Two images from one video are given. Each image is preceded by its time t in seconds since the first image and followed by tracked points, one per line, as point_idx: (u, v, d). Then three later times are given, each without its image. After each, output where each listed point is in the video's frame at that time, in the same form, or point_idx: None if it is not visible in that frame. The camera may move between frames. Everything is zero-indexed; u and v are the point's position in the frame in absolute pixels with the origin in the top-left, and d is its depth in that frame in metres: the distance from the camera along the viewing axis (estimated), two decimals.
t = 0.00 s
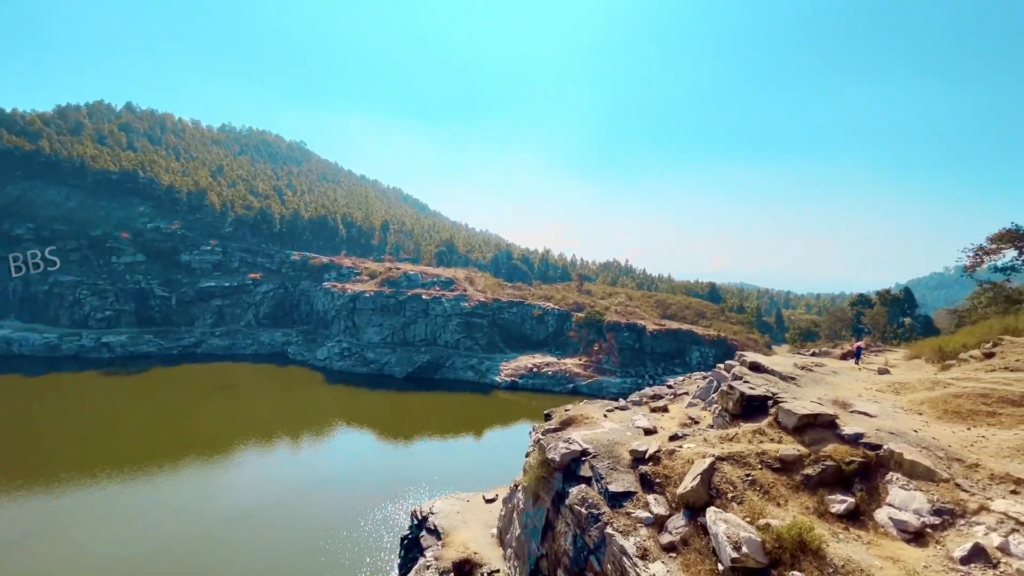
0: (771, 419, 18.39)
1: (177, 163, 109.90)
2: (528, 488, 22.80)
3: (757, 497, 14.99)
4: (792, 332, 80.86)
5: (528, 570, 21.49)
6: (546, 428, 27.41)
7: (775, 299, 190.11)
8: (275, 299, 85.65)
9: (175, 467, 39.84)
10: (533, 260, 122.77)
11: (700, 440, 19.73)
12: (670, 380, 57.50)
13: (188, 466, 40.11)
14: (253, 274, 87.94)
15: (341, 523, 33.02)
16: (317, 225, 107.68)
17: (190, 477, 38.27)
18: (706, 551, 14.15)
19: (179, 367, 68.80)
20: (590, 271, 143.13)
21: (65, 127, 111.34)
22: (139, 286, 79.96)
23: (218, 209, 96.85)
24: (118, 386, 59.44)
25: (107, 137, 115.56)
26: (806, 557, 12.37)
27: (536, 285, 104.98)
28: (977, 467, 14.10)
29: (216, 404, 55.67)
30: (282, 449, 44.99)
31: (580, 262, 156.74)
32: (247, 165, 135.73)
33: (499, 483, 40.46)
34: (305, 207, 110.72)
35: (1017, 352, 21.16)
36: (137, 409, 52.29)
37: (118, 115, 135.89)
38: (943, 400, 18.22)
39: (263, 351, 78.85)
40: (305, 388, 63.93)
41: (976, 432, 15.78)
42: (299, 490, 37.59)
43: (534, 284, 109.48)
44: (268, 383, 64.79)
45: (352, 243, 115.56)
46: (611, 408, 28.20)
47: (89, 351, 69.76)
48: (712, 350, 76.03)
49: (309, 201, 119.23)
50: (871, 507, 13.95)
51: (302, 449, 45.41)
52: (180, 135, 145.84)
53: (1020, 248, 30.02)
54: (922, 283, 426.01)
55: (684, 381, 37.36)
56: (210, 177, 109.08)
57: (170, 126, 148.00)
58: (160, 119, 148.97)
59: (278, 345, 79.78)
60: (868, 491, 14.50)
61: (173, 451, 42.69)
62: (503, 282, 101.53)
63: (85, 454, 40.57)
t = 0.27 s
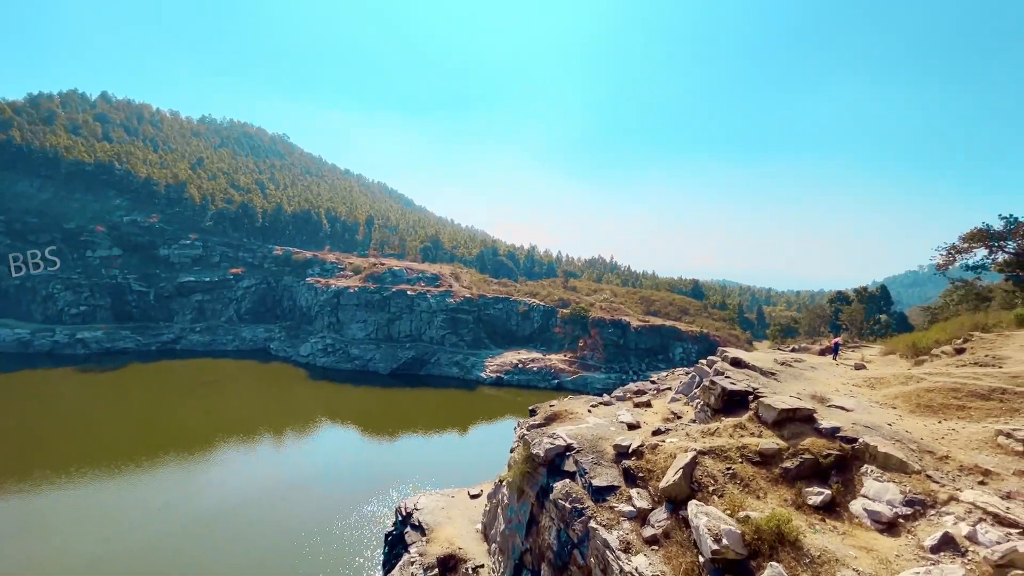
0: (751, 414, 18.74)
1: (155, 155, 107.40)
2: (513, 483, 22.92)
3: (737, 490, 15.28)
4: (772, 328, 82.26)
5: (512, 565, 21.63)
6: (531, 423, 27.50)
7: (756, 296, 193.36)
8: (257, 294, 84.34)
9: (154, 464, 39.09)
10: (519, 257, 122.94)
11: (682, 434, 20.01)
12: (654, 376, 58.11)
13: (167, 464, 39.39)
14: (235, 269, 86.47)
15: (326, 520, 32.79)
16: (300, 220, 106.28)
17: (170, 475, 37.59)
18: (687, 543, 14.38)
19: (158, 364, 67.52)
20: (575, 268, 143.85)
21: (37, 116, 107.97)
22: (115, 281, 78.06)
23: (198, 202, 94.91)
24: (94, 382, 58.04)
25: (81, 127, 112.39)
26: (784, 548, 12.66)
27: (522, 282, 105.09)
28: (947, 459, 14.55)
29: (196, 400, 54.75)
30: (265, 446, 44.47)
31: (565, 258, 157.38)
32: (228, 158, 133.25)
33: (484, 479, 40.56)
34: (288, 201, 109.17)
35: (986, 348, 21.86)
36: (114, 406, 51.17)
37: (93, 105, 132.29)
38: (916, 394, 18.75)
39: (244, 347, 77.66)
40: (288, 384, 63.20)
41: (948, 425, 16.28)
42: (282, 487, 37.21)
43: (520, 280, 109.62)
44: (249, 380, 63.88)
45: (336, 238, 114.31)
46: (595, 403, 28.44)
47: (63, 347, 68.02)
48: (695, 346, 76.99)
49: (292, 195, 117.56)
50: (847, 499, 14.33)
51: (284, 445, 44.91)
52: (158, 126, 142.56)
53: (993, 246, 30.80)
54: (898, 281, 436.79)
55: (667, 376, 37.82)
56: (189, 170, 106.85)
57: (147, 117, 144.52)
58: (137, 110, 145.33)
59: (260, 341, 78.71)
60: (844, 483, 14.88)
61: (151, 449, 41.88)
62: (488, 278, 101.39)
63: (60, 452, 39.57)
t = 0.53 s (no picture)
0: (741, 409, 18.91)
1: (145, 147, 106.01)
2: (505, 478, 23.02)
3: (727, 484, 15.45)
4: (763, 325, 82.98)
5: (504, 559, 21.75)
6: (523, 418, 27.60)
7: (747, 293, 194.69)
8: (248, 288, 83.72)
9: (144, 460, 38.84)
10: (512, 253, 122.94)
11: (673, 429, 20.18)
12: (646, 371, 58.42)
13: (157, 459, 39.15)
14: (226, 263, 85.70)
15: (318, 515, 32.81)
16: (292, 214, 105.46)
17: (160, 470, 37.37)
18: (678, 537, 14.52)
19: (147, 358, 66.98)
20: (568, 263, 144.08)
21: (22, 106, 106.11)
22: (104, 274, 77.10)
23: (188, 195, 93.83)
24: (82, 377, 57.44)
25: (69, 117, 110.65)
26: (772, 541, 12.84)
27: (515, 277, 105.11)
28: (932, 453, 14.79)
29: (186, 395, 54.36)
30: (256, 441, 44.32)
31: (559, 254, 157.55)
32: (219, 150, 131.84)
33: (475, 473, 40.72)
34: (280, 195, 108.25)
35: (972, 345, 22.22)
36: (103, 400, 50.72)
37: (80, 95, 130.24)
38: (903, 390, 19.02)
39: (236, 341, 77.17)
40: (280, 379, 62.91)
41: (933, 421, 16.54)
42: (274, 482, 37.14)
43: (513, 276, 109.61)
44: (240, 374, 63.50)
45: (328, 233, 113.60)
46: (588, 399, 28.59)
47: (51, 341, 67.20)
48: (686, 343, 77.48)
49: (284, 188, 116.58)
50: (834, 493, 14.53)
51: (276, 440, 44.78)
52: (147, 118, 140.69)
53: (980, 245, 31.31)
54: (887, 279, 441.48)
55: (659, 371, 38.10)
56: (179, 162, 105.59)
57: (137, 108, 142.57)
58: (126, 101, 143.34)
59: (251, 335, 78.22)
60: (831, 478, 15.09)
61: (141, 444, 41.58)
62: (481, 274, 101.35)
63: (48, 447, 39.17)
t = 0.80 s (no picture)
0: (741, 405, 18.94)
1: (147, 139, 105.95)
2: (505, 471, 23.13)
3: (726, 479, 15.51)
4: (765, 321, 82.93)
5: (503, 551, 21.88)
6: (523, 412, 27.68)
7: (749, 289, 194.37)
8: (250, 281, 83.85)
9: (147, 451, 39.10)
10: (514, 247, 122.87)
11: (673, 425, 20.24)
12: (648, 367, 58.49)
13: (160, 451, 39.40)
14: (228, 256, 85.81)
15: (319, 506, 33.05)
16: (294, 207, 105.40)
17: (162, 461, 37.63)
18: (676, 531, 14.60)
19: (150, 350, 67.27)
20: (570, 258, 143.96)
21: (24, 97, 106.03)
22: (106, 266, 77.24)
23: (190, 187, 93.82)
24: (85, 368, 57.73)
25: (71, 109, 110.61)
26: (771, 536, 12.91)
27: (517, 272, 105.08)
28: (931, 450, 14.83)
29: (188, 387, 54.60)
30: (258, 433, 44.55)
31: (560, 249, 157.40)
32: (221, 143, 131.71)
33: (475, 467, 40.91)
34: (281, 188, 108.16)
35: (973, 342, 22.20)
36: (105, 392, 50.99)
37: (83, 87, 130.10)
38: (903, 387, 19.02)
39: (238, 334, 77.42)
40: (281, 372, 63.15)
41: (932, 418, 16.55)
42: (275, 473, 37.39)
43: (514, 270, 109.59)
44: (242, 367, 63.76)
45: (330, 226, 113.54)
46: (588, 394, 28.67)
47: (54, 332, 67.49)
48: (688, 338, 77.49)
49: (286, 181, 116.50)
50: (833, 489, 14.59)
51: (278, 433, 45.01)
52: (150, 110, 140.58)
53: (983, 242, 31.27)
54: (889, 276, 440.10)
55: (660, 367, 38.18)
56: (182, 154, 105.56)
57: (138, 100, 142.31)
58: (128, 92, 143.09)
59: (253, 328, 78.44)
60: (830, 473, 15.15)
61: (144, 435, 41.83)
62: (483, 268, 101.36)
63: (51, 439, 39.41)
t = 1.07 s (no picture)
0: (751, 401, 18.80)
1: (161, 131, 107.13)
2: (514, 464, 23.23)
3: (736, 476, 15.42)
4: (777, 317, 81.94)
5: (511, 543, 22.03)
6: (532, 406, 27.76)
7: (761, 285, 192.22)
8: (262, 273, 84.68)
9: (162, 439, 39.86)
10: (524, 241, 122.63)
11: (682, 420, 20.17)
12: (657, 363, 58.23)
13: (175, 439, 40.16)
14: (240, 248, 86.71)
15: (329, 496, 33.49)
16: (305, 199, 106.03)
17: (177, 450, 38.35)
18: (684, 526, 14.59)
19: (165, 340, 68.33)
20: (580, 253, 143.35)
21: (42, 90, 107.62)
22: (122, 257, 78.41)
23: (203, 179, 94.81)
24: (103, 357, 58.89)
25: (87, 102, 112.14)
26: (779, 533, 12.84)
27: (527, 266, 104.91)
28: (945, 450, 14.63)
29: (202, 377, 55.41)
30: (270, 423, 45.17)
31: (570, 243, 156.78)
32: (234, 136, 132.79)
33: (483, 459, 41.14)
34: (293, 181, 108.83)
35: (991, 341, 21.77)
36: (121, 381, 51.94)
37: (99, 80, 131.81)
38: (918, 385, 18.75)
39: (250, 325, 78.36)
40: (292, 363, 63.78)
41: (947, 417, 16.32)
42: (287, 463, 37.92)
43: (524, 264, 109.45)
44: (255, 358, 64.59)
45: (341, 219, 114.14)
46: (597, 388, 28.64)
47: (72, 322, 68.78)
48: (698, 334, 76.94)
49: (298, 174, 117.22)
50: (843, 486, 14.47)
51: (289, 423, 45.61)
52: (164, 102, 142.00)
53: (1003, 238, 30.52)
54: (906, 273, 432.73)
55: (669, 362, 38.00)
56: (195, 147, 106.61)
57: (153, 93, 143.82)
58: (143, 85, 144.67)
59: (265, 320, 79.32)
60: (841, 471, 15.01)
61: (159, 424, 42.60)
62: (493, 262, 101.37)
63: (70, 426, 40.31)
